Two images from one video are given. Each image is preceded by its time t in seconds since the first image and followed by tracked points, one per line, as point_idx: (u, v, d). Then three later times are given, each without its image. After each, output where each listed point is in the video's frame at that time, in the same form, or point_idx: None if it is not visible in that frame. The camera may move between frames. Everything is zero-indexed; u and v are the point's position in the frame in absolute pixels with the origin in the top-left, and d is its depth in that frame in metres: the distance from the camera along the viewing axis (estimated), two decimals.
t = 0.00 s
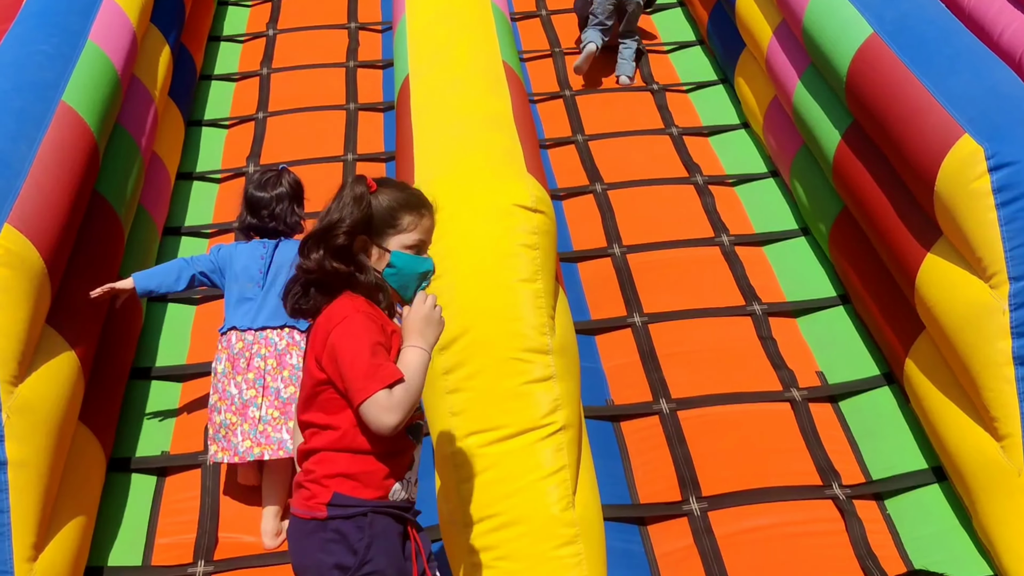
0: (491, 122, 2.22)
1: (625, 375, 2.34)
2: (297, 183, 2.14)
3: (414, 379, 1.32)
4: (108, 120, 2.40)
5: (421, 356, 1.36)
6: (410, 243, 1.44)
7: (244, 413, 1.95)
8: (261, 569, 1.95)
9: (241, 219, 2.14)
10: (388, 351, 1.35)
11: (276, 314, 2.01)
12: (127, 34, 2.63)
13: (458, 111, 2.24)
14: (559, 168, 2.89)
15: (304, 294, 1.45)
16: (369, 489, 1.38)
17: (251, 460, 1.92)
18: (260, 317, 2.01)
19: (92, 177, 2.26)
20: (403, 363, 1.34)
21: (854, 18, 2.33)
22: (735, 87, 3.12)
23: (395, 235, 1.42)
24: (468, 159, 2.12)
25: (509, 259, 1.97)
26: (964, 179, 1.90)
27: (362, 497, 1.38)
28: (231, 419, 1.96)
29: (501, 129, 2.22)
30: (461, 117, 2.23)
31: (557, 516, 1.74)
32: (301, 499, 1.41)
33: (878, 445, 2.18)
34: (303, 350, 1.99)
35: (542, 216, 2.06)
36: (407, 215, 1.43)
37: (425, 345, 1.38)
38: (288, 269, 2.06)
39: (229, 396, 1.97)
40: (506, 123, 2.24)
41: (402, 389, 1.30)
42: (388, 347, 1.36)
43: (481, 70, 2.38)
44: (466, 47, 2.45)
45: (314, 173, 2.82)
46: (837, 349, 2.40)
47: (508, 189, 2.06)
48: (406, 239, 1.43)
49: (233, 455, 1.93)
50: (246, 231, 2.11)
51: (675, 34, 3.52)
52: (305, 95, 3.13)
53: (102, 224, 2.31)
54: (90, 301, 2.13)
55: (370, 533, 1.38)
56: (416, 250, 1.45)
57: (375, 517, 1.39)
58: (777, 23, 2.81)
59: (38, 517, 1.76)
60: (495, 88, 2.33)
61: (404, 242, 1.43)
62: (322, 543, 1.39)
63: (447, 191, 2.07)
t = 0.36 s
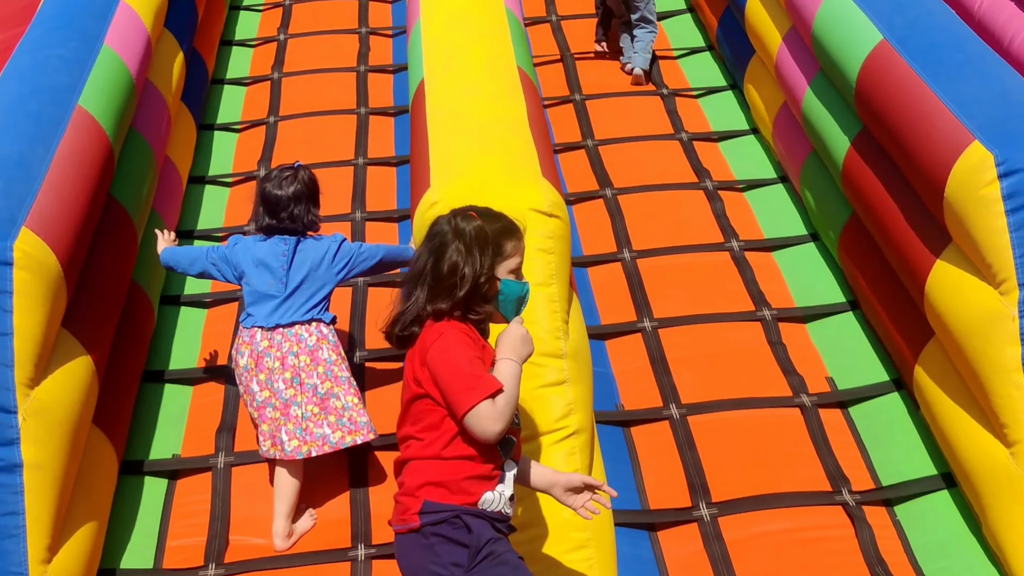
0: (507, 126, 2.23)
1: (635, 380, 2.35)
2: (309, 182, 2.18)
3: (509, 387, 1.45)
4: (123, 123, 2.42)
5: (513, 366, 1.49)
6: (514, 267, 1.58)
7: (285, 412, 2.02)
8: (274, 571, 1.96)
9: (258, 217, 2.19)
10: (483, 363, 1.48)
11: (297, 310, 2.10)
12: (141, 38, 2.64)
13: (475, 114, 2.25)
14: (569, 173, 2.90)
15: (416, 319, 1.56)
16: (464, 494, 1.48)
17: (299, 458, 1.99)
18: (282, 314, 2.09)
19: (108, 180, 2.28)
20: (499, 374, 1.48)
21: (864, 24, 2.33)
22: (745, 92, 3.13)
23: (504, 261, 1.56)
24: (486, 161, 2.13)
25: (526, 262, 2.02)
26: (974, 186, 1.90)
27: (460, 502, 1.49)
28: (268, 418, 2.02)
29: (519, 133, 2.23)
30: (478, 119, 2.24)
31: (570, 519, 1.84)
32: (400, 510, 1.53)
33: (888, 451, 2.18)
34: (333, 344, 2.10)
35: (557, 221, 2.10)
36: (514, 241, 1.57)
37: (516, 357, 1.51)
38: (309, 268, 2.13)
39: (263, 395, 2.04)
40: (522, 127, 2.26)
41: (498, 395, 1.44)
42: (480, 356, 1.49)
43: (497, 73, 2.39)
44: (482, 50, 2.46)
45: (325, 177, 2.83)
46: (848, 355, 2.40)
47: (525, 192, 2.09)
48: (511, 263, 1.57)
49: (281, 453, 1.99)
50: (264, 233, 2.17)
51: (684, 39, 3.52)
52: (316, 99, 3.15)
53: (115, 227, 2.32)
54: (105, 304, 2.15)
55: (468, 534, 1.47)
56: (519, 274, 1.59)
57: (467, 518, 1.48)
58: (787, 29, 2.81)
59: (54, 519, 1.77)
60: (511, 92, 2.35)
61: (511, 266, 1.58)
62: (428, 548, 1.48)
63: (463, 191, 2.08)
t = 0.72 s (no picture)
0: (519, 134, 2.24)
1: (638, 389, 2.35)
2: (327, 193, 2.18)
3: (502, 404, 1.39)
4: (126, 130, 2.43)
5: (530, 382, 1.40)
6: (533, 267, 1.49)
7: (288, 411, 2.03)
8: None
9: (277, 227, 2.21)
10: (483, 374, 1.44)
11: (311, 314, 2.13)
12: (146, 45, 2.65)
13: (487, 121, 2.26)
14: (572, 181, 2.90)
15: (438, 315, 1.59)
16: (479, 503, 1.48)
17: (298, 458, 1.99)
18: (295, 317, 2.12)
19: (111, 186, 2.28)
20: (508, 384, 1.41)
21: (868, 34, 2.34)
22: (747, 103, 3.14)
23: (520, 261, 1.48)
24: (497, 169, 2.13)
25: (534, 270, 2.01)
26: (977, 198, 1.91)
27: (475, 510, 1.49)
28: (272, 417, 2.04)
29: (529, 142, 2.24)
30: (491, 127, 2.24)
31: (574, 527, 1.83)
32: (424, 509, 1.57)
33: (890, 460, 2.18)
34: (342, 348, 2.11)
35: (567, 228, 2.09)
36: (529, 239, 1.48)
37: (539, 373, 1.42)
38: (324, 272, 2.16)
39: (269, 396, 2.06)
40: (532, 135, 2.26)
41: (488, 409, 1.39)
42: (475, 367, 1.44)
43: (508, 83, 2.40)
44: (494, 59, 2.46)
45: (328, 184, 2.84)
46: (849, 364, 2.40)
47: (536, 198, 2.08)
48: (531, 263, 1.48)
49: (280, 453, 2.00)
50: (283, 243, 2.20)
51: (686, 49, 3.54)
52: (320, 106, 3.16)
53: (119, 232, 2.32)
54: (107, 309, 2.15)
55: (475, 540, 1.47)
56: (540, 275, 1.49)
57: (476, 525, 1.48)
58: (790, 40, 2.83)
59: (55, 523, 1.76)
60: (521, 101, 2.35)
61: (529, 266, 1.48)
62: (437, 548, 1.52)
63: (476, 198, 2.08)
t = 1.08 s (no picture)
0: (500, 152, 2.24)
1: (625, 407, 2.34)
2: (293, 216, 2.15)
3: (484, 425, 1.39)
4: (110, 148, 2.41)
5: (519, 408, 1.38)
6: (549, 270, 1.43)
7: (261, 434, 2.03)
8: None
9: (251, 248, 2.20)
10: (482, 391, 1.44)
11: (284, 335, 2.12)
12: (130, 63, 2.64)
13: (468, 139, 2.26)
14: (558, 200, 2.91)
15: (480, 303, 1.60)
16: (509, 518, 1.47)
17: (272, 481, 1.99)
18: (268, 339, 2.12)
19: (94, 204, 2.27)
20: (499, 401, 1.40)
21: (852, 56, 2.37)
22: (732, 122, 3.17)
23: (537, 261, 1.43)
24: (479, 189, 2.13)
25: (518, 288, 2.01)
26: (963, 217, 1.92)
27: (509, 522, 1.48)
28: (247, 441, 2.04)
29: (512, 160, 2.24)
30: (474, 145, 2.24)
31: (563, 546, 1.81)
32: (455, 524, 1.57)
33: (876, 479, 2.18)
34: (316, 368, 2.11)
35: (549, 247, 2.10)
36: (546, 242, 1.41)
37: (532, 403, 1.37)
38: (297, 293, 2.14)
39: (243, 417, 2.06)
40: (514, 154, 2.26)
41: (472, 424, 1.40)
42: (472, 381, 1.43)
43: (489, 102, 2.40)
44: (475, 79, 2.46)
45: (315, 203, 2.83)
46: (835, 382, 2.41)
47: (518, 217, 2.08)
48: (547, 265, 1.42)
49: (256, 476, 2.00)
50: (255, 265, 2.19)
51: (671, 70, 3.56)
52: (306, 125, 3.15)
53: (103, 250, 2.31)
54: (90, 327, 2.13)
55: (501, 558, 1.45)
56: (555, 277, 1.43)
57: (503, 543, 1.46)
58: (775, 60, 2.86)
59: (37, 545, 1.73)
60: (503, 119, 2.35)
61: (545, 270, 1.43)
62: (467, 562, 1.52)
63: (457, 218, 2.08)
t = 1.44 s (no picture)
0: (499, 163, 2.25)
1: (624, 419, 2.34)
2: (267, 231, 2.22)
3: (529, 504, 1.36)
4: (112, 158, 2.42)
5: (553, 559, 1.35)
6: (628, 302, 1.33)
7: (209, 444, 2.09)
8: None
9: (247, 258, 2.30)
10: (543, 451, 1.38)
11: (254, 350, 2.17)
12: (133, 74, 2.66)
13: (468, 150, 2.28)
14: (557, 211, 2.91)
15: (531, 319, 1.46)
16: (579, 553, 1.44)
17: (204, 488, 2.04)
18: (241, 351, 2.19)
19: (95, 214, 2.27)
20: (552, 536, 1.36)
21: (853, 68, 2.39)
22: (732, 135, 3.18)
23: (616, 290, 1.32)
24: (478, 199, 2.14)
25: (516, 298, 2.01)
26: (963, 229, 1.93)
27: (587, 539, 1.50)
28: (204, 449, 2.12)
29: (510, 171, 2.25)
30: (471, 157, 2.26)
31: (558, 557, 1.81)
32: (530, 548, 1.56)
33: (874, 492, 2.18)
34: (290, 385, 2.15)
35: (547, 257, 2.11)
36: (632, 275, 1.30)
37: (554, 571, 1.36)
38: (271, 311, 2.19)
39: (219, 428, 2.09)
40: (512, 165, 2.28)
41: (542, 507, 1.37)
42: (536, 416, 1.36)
43: (489, 112, 2.41)
44: (475, 91, 2.48)
45: (315, 214, 2.84)
46: (833, 394, 2.41)
47: (515, 229, 2.09)
48: (627, 297, 1.32)
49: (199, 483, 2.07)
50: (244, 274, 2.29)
51: (670, 82, 3.57)
52: (306, 136, 3.17)
53: (103, 260, 2.32)
54: (90, 337, 2.13)
55: None
56: (633, 310, 1.33)
57: None
58: (777, 73, 2.87)
59: (35, 554, 1.73)
60: (502, 131, 2.37)
61: (623, 303, 1.33)
62: None
63: (455, 229, 2.09)
